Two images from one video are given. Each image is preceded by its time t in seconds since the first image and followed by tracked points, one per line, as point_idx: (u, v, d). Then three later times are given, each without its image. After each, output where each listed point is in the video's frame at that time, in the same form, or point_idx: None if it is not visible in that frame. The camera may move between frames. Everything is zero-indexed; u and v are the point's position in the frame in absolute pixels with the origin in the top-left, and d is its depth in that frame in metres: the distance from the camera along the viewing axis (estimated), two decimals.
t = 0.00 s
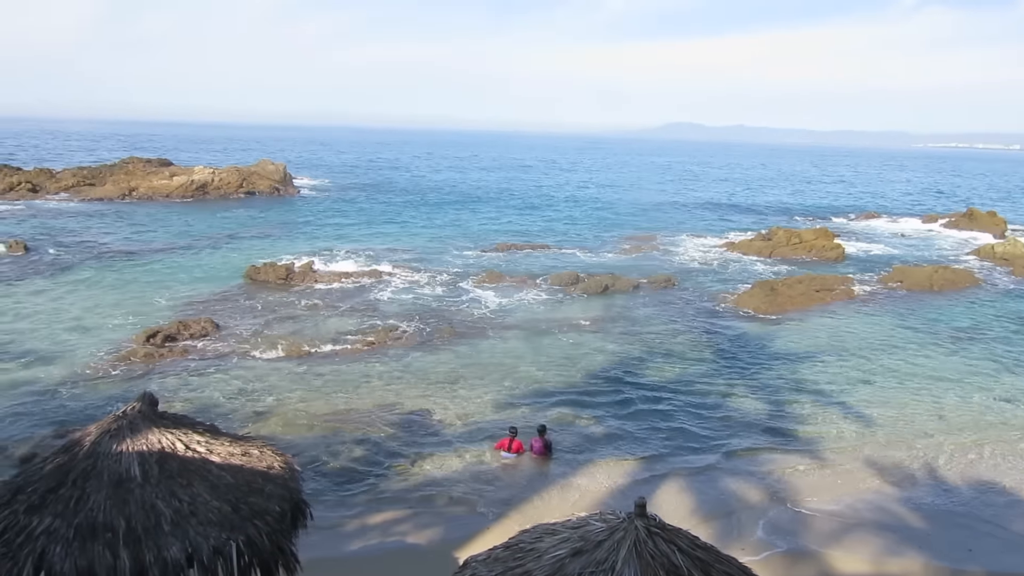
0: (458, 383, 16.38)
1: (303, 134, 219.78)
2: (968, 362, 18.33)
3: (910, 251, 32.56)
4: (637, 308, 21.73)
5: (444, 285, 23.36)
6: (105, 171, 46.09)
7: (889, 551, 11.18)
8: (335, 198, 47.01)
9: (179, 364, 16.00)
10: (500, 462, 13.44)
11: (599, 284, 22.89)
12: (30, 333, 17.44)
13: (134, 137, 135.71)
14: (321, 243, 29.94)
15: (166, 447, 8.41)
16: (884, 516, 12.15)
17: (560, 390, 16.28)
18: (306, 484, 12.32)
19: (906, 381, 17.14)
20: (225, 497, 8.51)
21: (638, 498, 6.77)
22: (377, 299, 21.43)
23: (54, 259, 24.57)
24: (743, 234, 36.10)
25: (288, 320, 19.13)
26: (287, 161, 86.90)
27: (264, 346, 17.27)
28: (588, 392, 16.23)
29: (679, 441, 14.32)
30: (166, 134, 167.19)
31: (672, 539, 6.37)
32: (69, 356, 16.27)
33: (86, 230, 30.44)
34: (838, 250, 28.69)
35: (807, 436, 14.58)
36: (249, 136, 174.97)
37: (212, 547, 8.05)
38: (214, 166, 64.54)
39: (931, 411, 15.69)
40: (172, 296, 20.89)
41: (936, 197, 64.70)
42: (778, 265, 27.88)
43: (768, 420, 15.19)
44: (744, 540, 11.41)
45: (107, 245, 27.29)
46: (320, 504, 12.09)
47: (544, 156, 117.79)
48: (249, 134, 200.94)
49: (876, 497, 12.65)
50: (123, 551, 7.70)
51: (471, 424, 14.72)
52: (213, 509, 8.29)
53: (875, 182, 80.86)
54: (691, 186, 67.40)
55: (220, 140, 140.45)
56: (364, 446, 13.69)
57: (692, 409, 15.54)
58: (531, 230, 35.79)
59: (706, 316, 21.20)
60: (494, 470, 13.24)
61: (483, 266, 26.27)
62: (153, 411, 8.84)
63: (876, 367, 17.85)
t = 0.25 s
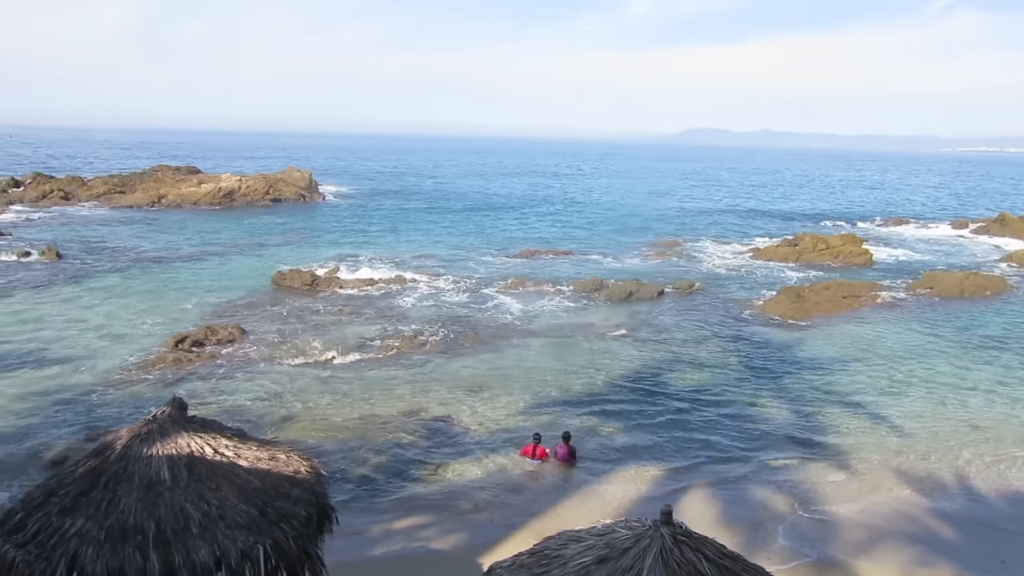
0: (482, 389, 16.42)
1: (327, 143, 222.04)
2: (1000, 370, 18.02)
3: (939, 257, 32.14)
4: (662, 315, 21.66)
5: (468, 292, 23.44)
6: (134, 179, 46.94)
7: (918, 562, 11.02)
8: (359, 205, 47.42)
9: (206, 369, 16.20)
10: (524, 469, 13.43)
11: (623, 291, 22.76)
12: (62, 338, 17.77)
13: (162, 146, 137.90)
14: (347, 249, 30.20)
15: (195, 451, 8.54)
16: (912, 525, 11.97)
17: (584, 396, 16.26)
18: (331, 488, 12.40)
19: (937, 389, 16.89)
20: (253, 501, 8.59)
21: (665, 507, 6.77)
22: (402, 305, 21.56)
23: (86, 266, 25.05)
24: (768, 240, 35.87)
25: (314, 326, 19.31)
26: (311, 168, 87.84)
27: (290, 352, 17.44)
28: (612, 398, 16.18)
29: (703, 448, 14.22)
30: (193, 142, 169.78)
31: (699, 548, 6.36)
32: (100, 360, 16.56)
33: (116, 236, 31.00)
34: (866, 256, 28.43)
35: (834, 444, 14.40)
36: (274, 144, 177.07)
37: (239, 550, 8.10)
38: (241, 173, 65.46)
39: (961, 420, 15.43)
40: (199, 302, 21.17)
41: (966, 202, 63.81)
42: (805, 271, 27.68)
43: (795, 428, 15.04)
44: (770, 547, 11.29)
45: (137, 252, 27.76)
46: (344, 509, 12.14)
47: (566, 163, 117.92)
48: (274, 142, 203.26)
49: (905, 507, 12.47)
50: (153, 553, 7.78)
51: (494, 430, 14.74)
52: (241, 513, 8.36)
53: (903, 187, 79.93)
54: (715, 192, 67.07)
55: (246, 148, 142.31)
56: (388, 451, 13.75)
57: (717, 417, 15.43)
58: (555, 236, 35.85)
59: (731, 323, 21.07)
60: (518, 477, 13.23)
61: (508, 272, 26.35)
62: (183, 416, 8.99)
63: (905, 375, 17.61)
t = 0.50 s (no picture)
0: (507, 394, 16.44)
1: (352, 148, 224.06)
2: None
3: (972, 263, 31.61)
4: (688, 321, 21.56)
5: (494, 296, 23.51)
6: (165, 185, 47.78)
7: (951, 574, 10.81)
8: (385, 210, 47.79)
9: (235, 372, 16.42)
10: (549, 475, 13.42)
11: (648, 297, 22.69)
12: (95, 341, 18.12)
13: (191, 153, 140.14)
14: (373, 254, 30.45)
15: (224, 453, 8.64)
16: (944, 537, 11.76)
17: (609, 402, 16.22)
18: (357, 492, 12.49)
19: (970, 398, 16.59)
20: (281, 503, 8.66)
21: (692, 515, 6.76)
22: (428, 309, 21.69)
23: (118, 270, 25.54)
24: (796, 245, 35.56)
25: (341, 330, 19.48)
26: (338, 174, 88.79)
27: (317, 355, 17.62)
28: (637, 404, 16.12)
29: (730, 456, 14.10)
30: (221, 148, 172.25)
31: (727, 557, 6.31)
32: (132, 363, 16.85)
33: (148, 241, 31.57)
34: (896, 262, 28.10)
35: (864, 453, 14.21)
36: (300, 150, 179.03)
37: (267, 552, 8.16)
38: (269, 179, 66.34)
39: (995, 430, 15.15)
40: (229, 306, 21.47)
41: (1000, 208, 62.65)
42: (834, 277, 27.40)
43: (823, 436, 14.86)
44: (798, 557, 11.15)
45: (168, 256, 28.25)
46: (370, 512, 12.22)
47: (590, 168, 117.86)
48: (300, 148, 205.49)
49: (937, 518, 12.24)
50: (183, 553, 7.88)
51: (519, 435, 14.75)
52: (269, 514, 8.43)
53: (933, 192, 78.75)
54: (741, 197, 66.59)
55: (273, 154, 144.09)
56: (414, 456, 13.81)
57: (744, 424, 15.30)
58: (580, 242, 35.86)
59: (759, 329, 20.91)
60: (543, 482, 13.22)
61: (533, 278, 26.39)
62: (212, 418, 9.10)
63: (937, 383, 17.33)
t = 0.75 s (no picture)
0: (534, 399, 16.45)
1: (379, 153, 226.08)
2: None
3: (1010, 271, 30.98)
4: (716, 328, 21.42)
5: (521, 301, 23.58)
6: (198, 190, 48.66)
7: None
8: (413, 215, 48.16)
9: (266, 374, 16.63)
10: (576, 481, 13.40)
11: (676, 303, 22.58)
12: (129, 342, 18.49)
13: (223, 157, 142.55)
14: (401, 258, 30.70)
15: (254, 454, 8.71)
16: (979, 552, 11.51)
17: (637, 409, 16.16)
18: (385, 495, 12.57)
19: (1006, 409, 16.25)
20: (310, 504, 8.71)
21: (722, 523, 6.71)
22: (456, 314, 21.79)
23: (152, 272, 26.06)
24: (827, 252, 35.16)
25: (370, 334, 19.65)
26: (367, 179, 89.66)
27: (346, 359, 17.78)
28: (665, 411, 16.04)
29: (758, 465, 13.96)
30: (251, 153, 174.97)
31: (757, 567, 6.25)
32: (164, 364, 17.16)
33: (181, 245, 32.18)
34: (931, 270, 27.68)
35: (896, 465, 13.98)
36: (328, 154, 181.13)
37: (296, 553, 8.25)
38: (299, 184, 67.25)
39: None
40: (259, 309, 21.76)
41: None
42: (866, 284, 27.05)
43: (854, 446, 14.65)
44: (827, 567, 11.00)
45: (200, 260, 28.73)
46: (397, 515, 12.28)
47: (618, 173, 117.78)
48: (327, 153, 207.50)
49: (971, 532, 11.99)
50: (214, 553, 8.01)
51: (546, 441, 14.75)
52: (298, 516, 8.49)
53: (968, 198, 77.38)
54: (770, 203, 66.01)
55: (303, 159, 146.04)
56: (440, 459, 13.87)
57: (773, 433, 15.15)
58: (608, 247, 35.82)
59: (789, 337, 20.71)
60: (569, 488, 13.20)
61: (561, 283, 26.41)
62: (243, 419, 9.18)
63: (973, 394, 17.00)
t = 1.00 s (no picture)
0: (560, 404, 16.43)
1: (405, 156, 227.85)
2: None
3: None
4: (745, 335, 21.26)
5: (549, 306, 23.59)
6: (230, 193, 49.43)
7: None
8: (441, 219, 48.44)
9: (294, 375, 16.81)
10: (601, 487, 13.35)
11: (704, 309, 22.44)
12: (162, 342, 18.82)
13: (253, 160, 144.67)
14: (429, 262, 30.88)
15: (284, 454, 8.82)
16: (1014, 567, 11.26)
17: (663, 415, 16.08)
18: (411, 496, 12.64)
19: None
20: (337, 505, 8.77)
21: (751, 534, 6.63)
22: (483, 318, 21.86)
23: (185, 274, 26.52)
24: (858, 259, 34.74)
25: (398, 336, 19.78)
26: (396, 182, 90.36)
27: (374, 361, 17.92)
28: (692, 418, 15.94)
29: (786, 474, 13.81)
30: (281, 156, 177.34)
31: None
32: (196, 364, 17.44)
33: (214, 246, 32.71)
34: (966, 278, 27.24)
35: (928, 477, 13.74)
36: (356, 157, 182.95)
37: (323, 553, 8.29)
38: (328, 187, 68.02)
39: None
40: (289, 310, 22.01)
41: None
42: (898, 292, 26.69)
43: (885, 457, 14.44)
44: None
45: (231, 261, 29.15)
46: (422, 517, 12.34)
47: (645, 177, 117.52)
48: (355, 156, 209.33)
49: (1005, 547, 11.74)
50: (242, 551, 8.09)
51: (572, 446, 14.73)
52: (326, 516, 8.55)
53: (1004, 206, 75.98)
54: (800, 209, 65.36)
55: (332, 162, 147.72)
56: (466, 463, 13.91)
57: (802, 442, 14.98)
58: (636, 252, 35.74)
59: (819, 345, 20.49)
60: (595, 494, 13.16)
61: (588, 287, 26.40)
62: (273, 420, 9.30)
63: (1009, 406, 16.67)
